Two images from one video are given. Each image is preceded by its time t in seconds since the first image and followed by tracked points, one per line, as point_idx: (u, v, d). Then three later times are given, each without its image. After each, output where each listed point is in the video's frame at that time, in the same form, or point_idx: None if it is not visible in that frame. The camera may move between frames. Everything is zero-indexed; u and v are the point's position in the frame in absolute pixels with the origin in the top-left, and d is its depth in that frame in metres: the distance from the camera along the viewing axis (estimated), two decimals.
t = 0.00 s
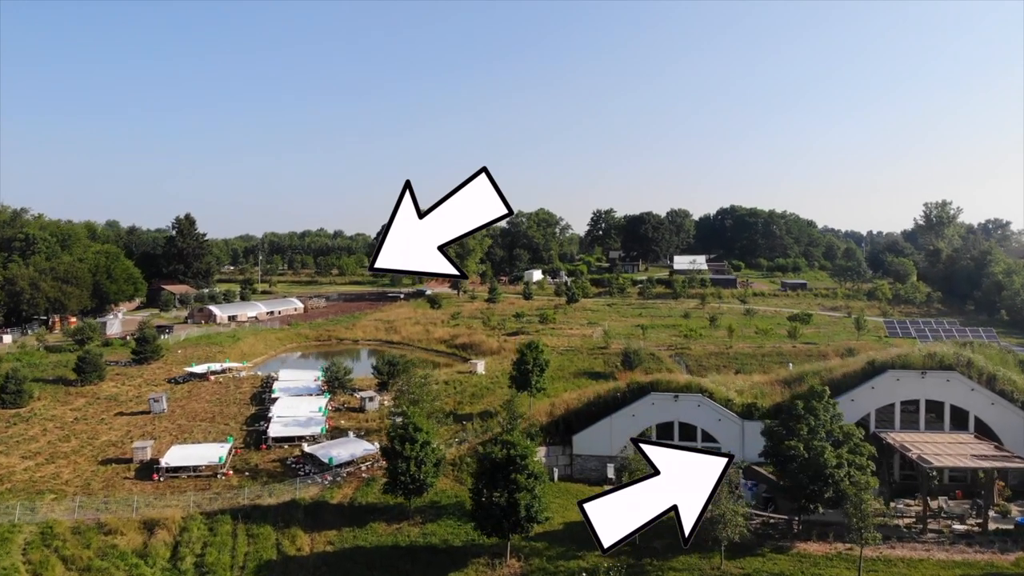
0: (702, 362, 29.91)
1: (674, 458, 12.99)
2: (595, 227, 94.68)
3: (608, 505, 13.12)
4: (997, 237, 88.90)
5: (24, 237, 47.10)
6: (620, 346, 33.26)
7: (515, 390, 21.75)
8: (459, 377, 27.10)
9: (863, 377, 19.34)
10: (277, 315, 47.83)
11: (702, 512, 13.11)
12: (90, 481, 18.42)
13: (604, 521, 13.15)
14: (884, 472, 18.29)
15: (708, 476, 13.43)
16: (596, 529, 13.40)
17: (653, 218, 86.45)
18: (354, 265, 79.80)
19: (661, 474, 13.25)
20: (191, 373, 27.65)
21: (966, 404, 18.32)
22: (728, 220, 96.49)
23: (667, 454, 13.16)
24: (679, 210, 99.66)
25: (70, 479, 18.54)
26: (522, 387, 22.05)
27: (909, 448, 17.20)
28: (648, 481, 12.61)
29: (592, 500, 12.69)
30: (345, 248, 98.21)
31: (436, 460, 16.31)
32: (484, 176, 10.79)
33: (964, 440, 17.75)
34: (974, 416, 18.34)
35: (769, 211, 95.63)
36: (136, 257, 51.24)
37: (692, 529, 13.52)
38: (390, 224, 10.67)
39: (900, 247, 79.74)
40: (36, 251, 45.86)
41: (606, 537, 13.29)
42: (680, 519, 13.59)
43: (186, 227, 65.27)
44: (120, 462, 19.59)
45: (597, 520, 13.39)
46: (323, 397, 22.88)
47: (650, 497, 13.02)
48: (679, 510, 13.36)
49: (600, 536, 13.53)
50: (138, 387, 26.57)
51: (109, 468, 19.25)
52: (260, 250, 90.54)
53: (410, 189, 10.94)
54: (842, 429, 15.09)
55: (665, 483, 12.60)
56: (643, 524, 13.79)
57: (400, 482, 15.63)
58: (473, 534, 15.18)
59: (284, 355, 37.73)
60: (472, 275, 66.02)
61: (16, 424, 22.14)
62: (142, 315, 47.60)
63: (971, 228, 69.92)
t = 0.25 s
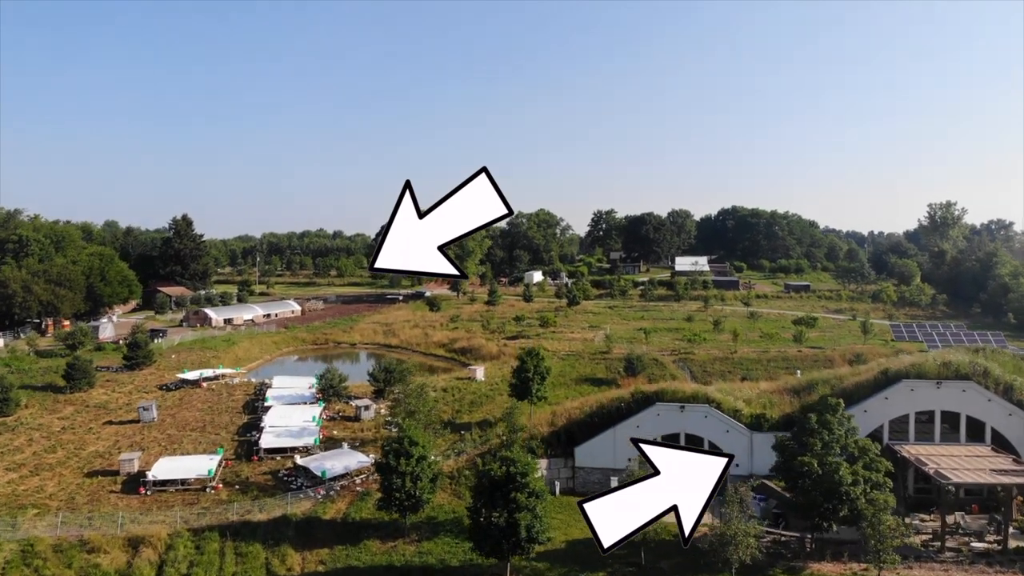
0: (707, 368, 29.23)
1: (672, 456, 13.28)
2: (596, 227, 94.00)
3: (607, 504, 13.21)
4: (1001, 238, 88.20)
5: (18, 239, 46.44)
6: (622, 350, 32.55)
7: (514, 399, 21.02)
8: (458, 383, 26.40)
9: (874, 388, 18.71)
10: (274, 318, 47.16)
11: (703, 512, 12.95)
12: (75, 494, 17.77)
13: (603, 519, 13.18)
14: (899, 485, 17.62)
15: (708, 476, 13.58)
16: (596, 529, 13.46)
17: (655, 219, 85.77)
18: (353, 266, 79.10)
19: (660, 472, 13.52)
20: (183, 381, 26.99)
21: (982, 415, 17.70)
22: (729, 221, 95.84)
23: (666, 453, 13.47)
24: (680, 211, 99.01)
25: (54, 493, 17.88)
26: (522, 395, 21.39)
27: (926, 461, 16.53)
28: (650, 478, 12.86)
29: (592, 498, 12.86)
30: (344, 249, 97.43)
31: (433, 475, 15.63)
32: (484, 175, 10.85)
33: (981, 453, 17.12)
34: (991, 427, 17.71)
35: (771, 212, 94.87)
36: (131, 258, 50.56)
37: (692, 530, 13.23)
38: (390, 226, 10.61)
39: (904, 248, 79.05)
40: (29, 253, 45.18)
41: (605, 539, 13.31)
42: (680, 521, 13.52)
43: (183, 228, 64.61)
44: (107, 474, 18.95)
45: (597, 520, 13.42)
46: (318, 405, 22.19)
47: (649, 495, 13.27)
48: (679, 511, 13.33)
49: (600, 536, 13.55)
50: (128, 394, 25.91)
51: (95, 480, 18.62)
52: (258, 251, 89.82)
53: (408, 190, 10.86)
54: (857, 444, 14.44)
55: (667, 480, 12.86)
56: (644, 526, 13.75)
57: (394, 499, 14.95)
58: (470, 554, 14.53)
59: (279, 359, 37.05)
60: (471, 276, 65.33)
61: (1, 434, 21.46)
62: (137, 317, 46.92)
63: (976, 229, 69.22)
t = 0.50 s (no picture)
0: (712, 375, 28.43)
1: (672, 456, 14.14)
2: (596, 228, 93.25)
3: (610, 503, 13.87)
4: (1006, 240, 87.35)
5: (9, 241, 45.66)
6: (625, 356, 31.78)
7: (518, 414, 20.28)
8: (455, 392, 25.60)
9: (889, 399, 17.99)
10: (270, 321, 46.41)
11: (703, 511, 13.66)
12: (56, 511, 17.01)
13: (605, 519, 13.74)
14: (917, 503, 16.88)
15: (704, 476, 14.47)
16: (596, 529, 13.94)
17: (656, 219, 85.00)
18: (351, 267, 78.28)
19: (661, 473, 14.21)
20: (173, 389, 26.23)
21: (1003, 429, 17.01)
22: (731, 222, 95.08)
23: (665, 454, 14.32)
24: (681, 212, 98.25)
25: (34, 510, 17.12)
26: (522, 406, 20.61)
27: (945, 478, 15.81)
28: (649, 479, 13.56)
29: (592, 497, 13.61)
30: (343, 250, 96.59)
31: (428, 493, 14.87)
32: (484, 178, 11.39)
33: (1002, 468, 16.43)
34: (1012, 441, 17.03)
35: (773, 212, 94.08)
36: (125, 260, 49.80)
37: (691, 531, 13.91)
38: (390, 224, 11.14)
39: (908, 250, 78.20)
40: (21, 255, 44.41)
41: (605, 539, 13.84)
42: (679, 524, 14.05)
43: (179, 230, 63.85)
44: (90, 489, 18.19)
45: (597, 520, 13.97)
46: (310, 416, 21.41)
47: (649, 496, 13.98)
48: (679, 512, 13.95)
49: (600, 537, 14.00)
50: (116, 403, 25.13)
51: (78, 496, 17.87)
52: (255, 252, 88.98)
53: (410, 190, 11.67)
54: (876, 462, 13.68)
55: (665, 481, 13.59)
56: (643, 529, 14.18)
57: (388, 519, 14.22)
58: None
59: (274, 365, 36.28)
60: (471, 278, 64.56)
61: None
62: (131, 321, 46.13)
63: (981, 230, 68.41)
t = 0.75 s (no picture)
0: (718, 382, 27.72)
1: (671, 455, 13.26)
2: (596, 228, 92.66)
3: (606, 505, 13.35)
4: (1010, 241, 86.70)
5: (2, 242, 44.97)
6: (627, 360, 31.10)
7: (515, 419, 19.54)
8: (453, 399, 24.89)
9: (904, 411, 17.32)
10: (266, 324, 45.76)
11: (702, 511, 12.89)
12: (38, 528, 16.33)
13: (602, 520, 13.46)
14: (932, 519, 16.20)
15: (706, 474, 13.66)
16: (596, 529, 13.77)
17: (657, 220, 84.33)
18: (350, 268, 77.63)
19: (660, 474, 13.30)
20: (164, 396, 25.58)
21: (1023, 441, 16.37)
22: (733, 222, 94.46)
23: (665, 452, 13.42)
24: (682, 213, 97.68)
25: (16, 525, 16.44)
26: (522, 415, 19.93)
27: (964, 492, 15.15)
28: (648, 481, 12.67)
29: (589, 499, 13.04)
30: (341, 251, 95.94)
31: (424, 512, 14.19)
32: (485, 176, 10.81)
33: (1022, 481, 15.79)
34: None
35: (775, 213, 93.42)
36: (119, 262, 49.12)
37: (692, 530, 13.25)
38: (392, 222, 11.00)
39: (911, 251, 77.57)
40: (14, 258, 43.74)
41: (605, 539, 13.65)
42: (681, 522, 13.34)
43: (176, 231, 63.17)
44: (74, 504, 17.52)
45: (597, 520, 13.71)
46: (304, 425, 20.73)
47: (649, 496, 13.22)
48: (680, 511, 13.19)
49: (600, 536, 13.87)
50: (105, 411, 24.46)
51: (61, 511, 17.20)
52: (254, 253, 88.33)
53: (409, 190, 11.20)
54: (895, 480, 13.03)
55: (666, 483, 12.69)
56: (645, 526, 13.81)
57: (381, 539, 13.56)
58: None
59: (270, 369, 35.57)
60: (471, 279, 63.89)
61: None
62: (125, 324, 45.48)
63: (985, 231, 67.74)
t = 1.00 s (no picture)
0: (724, 389, 26.97)
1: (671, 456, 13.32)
2: (597, 229, 91.94)
3: (606, 504, 13.61)
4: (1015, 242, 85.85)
5: None
6: (630, 366, 30.33)
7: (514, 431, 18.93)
8: (451, 407, 24.12)
9: (922, 425, 16.58)
10: (262, 327, 45.04)
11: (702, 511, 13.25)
12: (16, 547, 15.58)
13: (603, 520, 13.73)
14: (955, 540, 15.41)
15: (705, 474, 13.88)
16: (597, 528, 14.03)
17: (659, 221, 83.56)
18: (348, 270, 76.85)
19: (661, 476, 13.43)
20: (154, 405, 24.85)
21: None
22: (735, 223, 93.72)
23: (664, 452, 13.41)
24: (684, 213, 96.96)
25: None
26: (522, 427, 19.19)
27: (987, 512, 14.38)
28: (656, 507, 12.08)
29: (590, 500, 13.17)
30: (340, 253, 95.10)
31: (419, 535, 13.44)
32: (484, 176, 11.09)
33: None
34: None
35: (778, 214, 92.64)
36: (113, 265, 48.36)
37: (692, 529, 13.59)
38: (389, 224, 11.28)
39: (916, 253, 76.76)
40: (5, 260, 42.98)
41: (605, 539, 13.91)
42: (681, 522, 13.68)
43: (172, 232, 62.45)
44: (56, 521, 16.78)
45: (597, 520, 13.98)
46: (297, 437, 20.00)
47: (650, 497, 13.35)
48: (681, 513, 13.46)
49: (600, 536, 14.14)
50: (92, 420, 23.70)
51: (41, 529, 16.45)
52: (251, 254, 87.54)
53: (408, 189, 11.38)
54: (918, 503, 12.26)
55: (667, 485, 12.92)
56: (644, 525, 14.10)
57: (374, 564, 12.81)
58: None
59: (264, 375, 34.80)
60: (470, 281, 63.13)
61: None
62: (119, 328, 44.74)
63: (991, 232, 66.90)
